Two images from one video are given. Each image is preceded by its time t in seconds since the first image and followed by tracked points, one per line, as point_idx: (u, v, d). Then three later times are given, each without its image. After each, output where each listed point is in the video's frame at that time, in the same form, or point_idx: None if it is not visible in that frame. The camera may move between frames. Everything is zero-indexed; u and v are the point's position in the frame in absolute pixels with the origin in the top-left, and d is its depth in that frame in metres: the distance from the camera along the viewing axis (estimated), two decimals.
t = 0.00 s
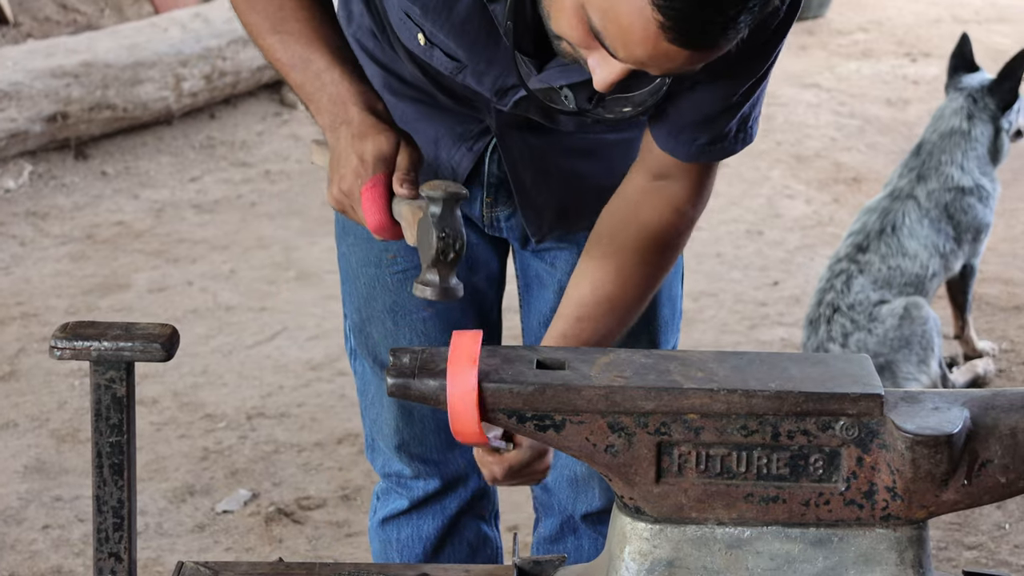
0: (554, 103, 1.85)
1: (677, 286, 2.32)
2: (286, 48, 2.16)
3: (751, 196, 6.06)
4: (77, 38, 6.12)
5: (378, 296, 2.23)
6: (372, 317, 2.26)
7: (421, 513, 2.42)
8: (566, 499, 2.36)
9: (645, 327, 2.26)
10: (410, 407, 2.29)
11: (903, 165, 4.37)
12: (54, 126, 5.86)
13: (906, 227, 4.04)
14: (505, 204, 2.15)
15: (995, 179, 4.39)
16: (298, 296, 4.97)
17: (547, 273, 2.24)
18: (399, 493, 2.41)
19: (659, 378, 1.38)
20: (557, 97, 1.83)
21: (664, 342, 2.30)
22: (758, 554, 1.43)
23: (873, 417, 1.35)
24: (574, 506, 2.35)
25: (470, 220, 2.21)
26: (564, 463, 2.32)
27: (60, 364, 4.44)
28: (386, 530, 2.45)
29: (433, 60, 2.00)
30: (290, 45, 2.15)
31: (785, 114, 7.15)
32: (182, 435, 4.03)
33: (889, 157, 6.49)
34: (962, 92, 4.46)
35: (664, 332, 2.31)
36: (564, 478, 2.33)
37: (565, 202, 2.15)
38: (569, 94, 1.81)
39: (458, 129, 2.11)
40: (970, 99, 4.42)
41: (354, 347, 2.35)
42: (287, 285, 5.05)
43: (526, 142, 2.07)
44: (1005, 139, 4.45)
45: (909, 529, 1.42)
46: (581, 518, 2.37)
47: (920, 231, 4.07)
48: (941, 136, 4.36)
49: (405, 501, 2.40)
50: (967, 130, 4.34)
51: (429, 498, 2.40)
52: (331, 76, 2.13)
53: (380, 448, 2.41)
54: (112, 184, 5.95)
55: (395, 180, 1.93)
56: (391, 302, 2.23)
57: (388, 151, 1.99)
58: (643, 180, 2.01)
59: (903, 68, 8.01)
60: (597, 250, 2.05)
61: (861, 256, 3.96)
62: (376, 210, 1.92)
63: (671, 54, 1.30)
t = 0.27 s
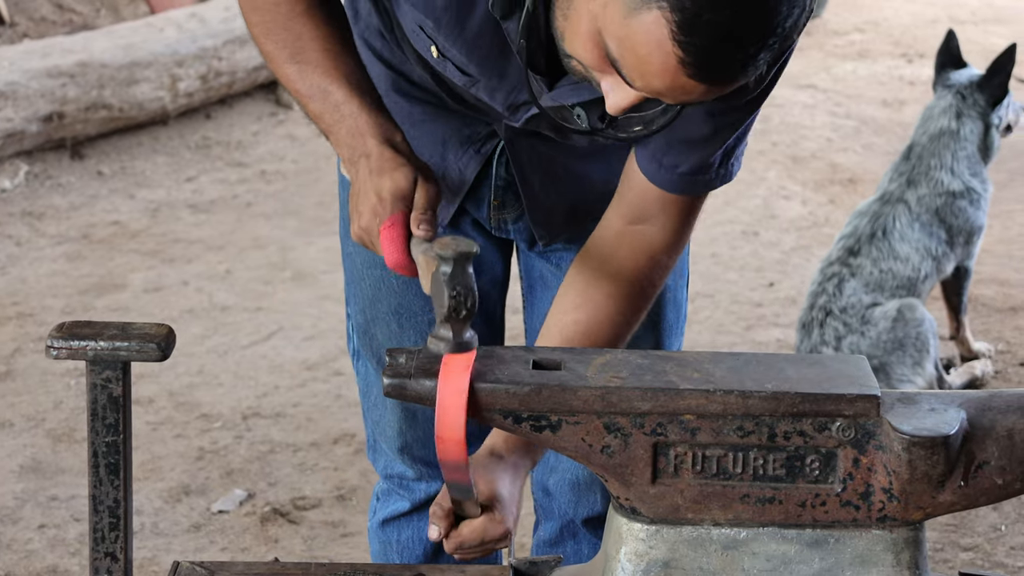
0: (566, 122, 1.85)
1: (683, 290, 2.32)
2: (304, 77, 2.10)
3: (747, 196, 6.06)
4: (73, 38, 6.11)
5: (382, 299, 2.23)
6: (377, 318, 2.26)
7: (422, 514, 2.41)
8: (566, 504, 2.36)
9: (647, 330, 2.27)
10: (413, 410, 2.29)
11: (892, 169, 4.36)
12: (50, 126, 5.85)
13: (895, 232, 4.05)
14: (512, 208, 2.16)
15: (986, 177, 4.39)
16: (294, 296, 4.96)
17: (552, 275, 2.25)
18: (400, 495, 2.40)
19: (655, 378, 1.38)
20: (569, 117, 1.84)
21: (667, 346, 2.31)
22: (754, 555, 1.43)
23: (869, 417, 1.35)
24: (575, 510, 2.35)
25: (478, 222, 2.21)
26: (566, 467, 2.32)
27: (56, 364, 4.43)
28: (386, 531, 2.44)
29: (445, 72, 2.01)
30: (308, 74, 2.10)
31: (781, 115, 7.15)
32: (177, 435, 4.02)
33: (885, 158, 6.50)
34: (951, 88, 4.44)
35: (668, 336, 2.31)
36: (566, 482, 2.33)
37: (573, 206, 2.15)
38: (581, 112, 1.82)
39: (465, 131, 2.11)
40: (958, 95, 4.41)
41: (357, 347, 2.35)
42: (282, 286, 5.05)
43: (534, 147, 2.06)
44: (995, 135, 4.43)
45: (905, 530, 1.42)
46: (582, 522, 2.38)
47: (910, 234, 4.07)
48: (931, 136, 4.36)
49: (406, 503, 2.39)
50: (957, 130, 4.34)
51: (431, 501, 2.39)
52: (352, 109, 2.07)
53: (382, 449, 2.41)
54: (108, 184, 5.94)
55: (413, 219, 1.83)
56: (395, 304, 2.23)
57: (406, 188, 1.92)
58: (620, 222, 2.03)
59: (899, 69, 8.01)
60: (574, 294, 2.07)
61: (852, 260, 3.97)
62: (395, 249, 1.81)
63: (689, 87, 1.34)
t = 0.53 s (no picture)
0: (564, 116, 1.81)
1: (681, 293, 2.31)
2: (315, 75, 2.11)
3: (744, 197, 6.07)
4: (70, 38, 6.10)
5: (382, 300, 2.23)
6: (376, 319, 2.26)
7: (421, 516, 2.40)
8: (563, 508, 2.36)
9: (645, 332, 2.27)
10: (412, 411, 2.29)
11: (887, 170, 4.36)
12: (47, 125, 5.85)
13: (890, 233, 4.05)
14: (511, 209, 2.15)
15: (981, 178, 4.39)
16: (291, 296, 4.96)
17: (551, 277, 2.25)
18: (398, 497, 2.40)
19: (652, 379, 1.38)
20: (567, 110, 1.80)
21: (664, 347, 2.31)
22: (751, 556, 1.42)
23: (866, 418, 1.35)
24: (572, 514, 2.35)
25: (478, 226, 2.21)
26: (563, 470, 2.32)
27: (53, 364, 4.43)
28: (384, 533, 2.43)
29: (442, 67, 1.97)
30: (320, 74, 2.10)
31: (779, 115, 7.15)
32: (174, 435, 4.02)
33: (882, 159, 6.50)
34: (947, 89, 4.44)
35: (666, 337, 2.31)
36: (564, 485, 2.33)
37: (572, 208, 2.15)
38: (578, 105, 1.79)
39: (465, 131, 2.10)
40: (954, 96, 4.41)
41: (357, 348, 2.35)
42: (279, 286, 5.04)
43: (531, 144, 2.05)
44: (990, 138, 4.44)
45: (902, 531, 1.42)
46: (579, 526, 2.37)
47: (904, 236, 4.08)
48: (926, 137, 4.37)
49: (404, 505, 2.39)
50: (951, 131, 4.35)
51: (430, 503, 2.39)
52: (363, 107, 2.07)
53: (380, 451, 2.41)
54: (105, 184, 5.94)
55: (423, 224, 1.87)
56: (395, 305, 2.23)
57: (418, 192, 1.94)
58: (594, 232, 2.03)
59: (896, 70, 8.02)
60: (551, 307, 2.06)
61: (847, 261, 3.96)
62: (403, 253, 1.86)
63: (694, 96, 1.36)
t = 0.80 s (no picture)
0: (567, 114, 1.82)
1: (678, 293, 2.31)
2: (321, 67, 2.09)
3: (742, 197, 6.06)
4: (68, 36, 6.10)
5: (380, 300, 2.23)
6: (374, 319, 2.26)
7: (418, 517, 2.40)
8: (559, 509, 2.36)
9: (642, 334, 2.27)
10: (409, 411, 2.29)
11: (886, 170, 4.36)
12: (46, 124, 5.84)
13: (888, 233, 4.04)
14: (511, 208, 2.15)
15: (980, 178, 4.40)
16: (289, 295, 4.96)
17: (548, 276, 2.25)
18: (396, 497, 2.40)
19: (650, 378, 1.38)
20: (570, 108, 1.80)
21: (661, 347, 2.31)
22: (749, 555, 1.42)
23: (864, 417, 1.35)
24: (569, 515, 2.35)
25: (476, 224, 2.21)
26: (560, 470, 2.32)
27: (51, 362, 4.43)
28: (382, 533, 2.43)
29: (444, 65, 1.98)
30: (325, 65, 2.08)
31: (777, 115, 7.15)
32: (172, 434, 4.02)
33: (881, 159, 6.50)
34: (947, 89, 4.44)
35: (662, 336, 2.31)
36: (560, 485, 2.33)
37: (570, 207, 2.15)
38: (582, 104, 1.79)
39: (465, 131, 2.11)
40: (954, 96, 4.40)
41: (354, 348, 2.35)
42: (278, 285, 5.04)
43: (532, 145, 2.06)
44: (989, 138, 4.45)
45: (900, 530, 1.41)
46: (576, 527, 2.37)
47: (903, 235, 4.08)
48: (925, 137, 4.36)
49: (401, 505, 2.39)
50: (951, 131, 4.34)
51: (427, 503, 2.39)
52: (368, 99, 2.03)
53: (378, 451, 2.41)
54: (103, 182, 5.94)
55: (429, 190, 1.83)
56: (393, 305, 2.23)
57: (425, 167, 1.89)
58: (592, 228, 2.02)
59: (895, 70, 8.02)
60: (549, 300, 2.04)
61: (845, 261, 3.96)
62: (409, 224, 1.81)
63: (691, 102, 1.37)
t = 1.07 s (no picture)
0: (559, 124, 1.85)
1: (677, 291, 2.31)
2: (310, 65, 2.06)
3: (742, 195, 6.06)
4: (68, 35, 6.10)
5: (379, 297, 2.23)
6: (374, 316, 2.25)
7: (418, 513, 2.40)
8: (558, 505, 2.36)
9: (640, 333, 2.27)
10: (409, 407, 2.29)
11: (886, 169, 4.36)
12: (46, 122, 5.84)
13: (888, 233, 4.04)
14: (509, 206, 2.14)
15: (981, 178, 4.40)
16: (289, 293, 4.96)
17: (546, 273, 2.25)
18: (396, 494, 2.40)
19: (650, 376, 1.38)
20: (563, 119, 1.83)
21: (659, 344, 2.30)
22: (749, 553, 1.42)
23: (864, 416, 1.35)
24: (567, 512, 2.35)
25: (475, 222, 2.20)
26: (558, 467, 2.32)
27: (50, 360, 4.43)
28: (382, 530, 2.43)
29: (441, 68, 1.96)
30: (314, 61, 2.05)
31: (777, 114, 7.15)
32: (172, 432, 4.02)
33: (881, 157, 6.50)
34: (947, 89, 4.43)
35: (661, 334, 2.30)
36: (558, 482, 2.33)
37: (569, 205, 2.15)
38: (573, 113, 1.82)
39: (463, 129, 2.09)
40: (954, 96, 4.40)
41: (355, 345, 2.34)
42: (278, 283, 5.04)
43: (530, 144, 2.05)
44: (990, 138, 4.45)
45: (900, 529, 1.41)
46: (574, 525, 2.37)
47: (903, 235, 4.07)
48: (925, 136, 4.36)
49: (401, 502, 2.39)
50: (952, 131, 4.34)
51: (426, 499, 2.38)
52: (356, 89, 2.00)
53: (378, 448, 2.41)
54: (103, 180, 5.94)
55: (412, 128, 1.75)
56: (392, 302, 2.23)
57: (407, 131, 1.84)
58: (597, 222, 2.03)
59: (895, 69, 8.02)
60: (551, 292, 2.03)
61: (844, 260, 3.96)
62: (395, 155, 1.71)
63: (682, 117, 1.37)
